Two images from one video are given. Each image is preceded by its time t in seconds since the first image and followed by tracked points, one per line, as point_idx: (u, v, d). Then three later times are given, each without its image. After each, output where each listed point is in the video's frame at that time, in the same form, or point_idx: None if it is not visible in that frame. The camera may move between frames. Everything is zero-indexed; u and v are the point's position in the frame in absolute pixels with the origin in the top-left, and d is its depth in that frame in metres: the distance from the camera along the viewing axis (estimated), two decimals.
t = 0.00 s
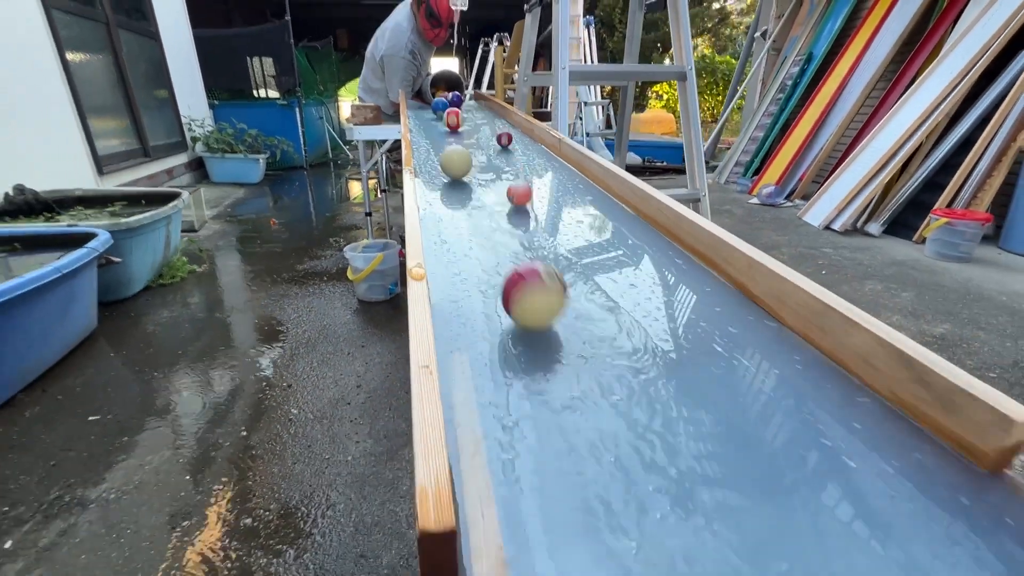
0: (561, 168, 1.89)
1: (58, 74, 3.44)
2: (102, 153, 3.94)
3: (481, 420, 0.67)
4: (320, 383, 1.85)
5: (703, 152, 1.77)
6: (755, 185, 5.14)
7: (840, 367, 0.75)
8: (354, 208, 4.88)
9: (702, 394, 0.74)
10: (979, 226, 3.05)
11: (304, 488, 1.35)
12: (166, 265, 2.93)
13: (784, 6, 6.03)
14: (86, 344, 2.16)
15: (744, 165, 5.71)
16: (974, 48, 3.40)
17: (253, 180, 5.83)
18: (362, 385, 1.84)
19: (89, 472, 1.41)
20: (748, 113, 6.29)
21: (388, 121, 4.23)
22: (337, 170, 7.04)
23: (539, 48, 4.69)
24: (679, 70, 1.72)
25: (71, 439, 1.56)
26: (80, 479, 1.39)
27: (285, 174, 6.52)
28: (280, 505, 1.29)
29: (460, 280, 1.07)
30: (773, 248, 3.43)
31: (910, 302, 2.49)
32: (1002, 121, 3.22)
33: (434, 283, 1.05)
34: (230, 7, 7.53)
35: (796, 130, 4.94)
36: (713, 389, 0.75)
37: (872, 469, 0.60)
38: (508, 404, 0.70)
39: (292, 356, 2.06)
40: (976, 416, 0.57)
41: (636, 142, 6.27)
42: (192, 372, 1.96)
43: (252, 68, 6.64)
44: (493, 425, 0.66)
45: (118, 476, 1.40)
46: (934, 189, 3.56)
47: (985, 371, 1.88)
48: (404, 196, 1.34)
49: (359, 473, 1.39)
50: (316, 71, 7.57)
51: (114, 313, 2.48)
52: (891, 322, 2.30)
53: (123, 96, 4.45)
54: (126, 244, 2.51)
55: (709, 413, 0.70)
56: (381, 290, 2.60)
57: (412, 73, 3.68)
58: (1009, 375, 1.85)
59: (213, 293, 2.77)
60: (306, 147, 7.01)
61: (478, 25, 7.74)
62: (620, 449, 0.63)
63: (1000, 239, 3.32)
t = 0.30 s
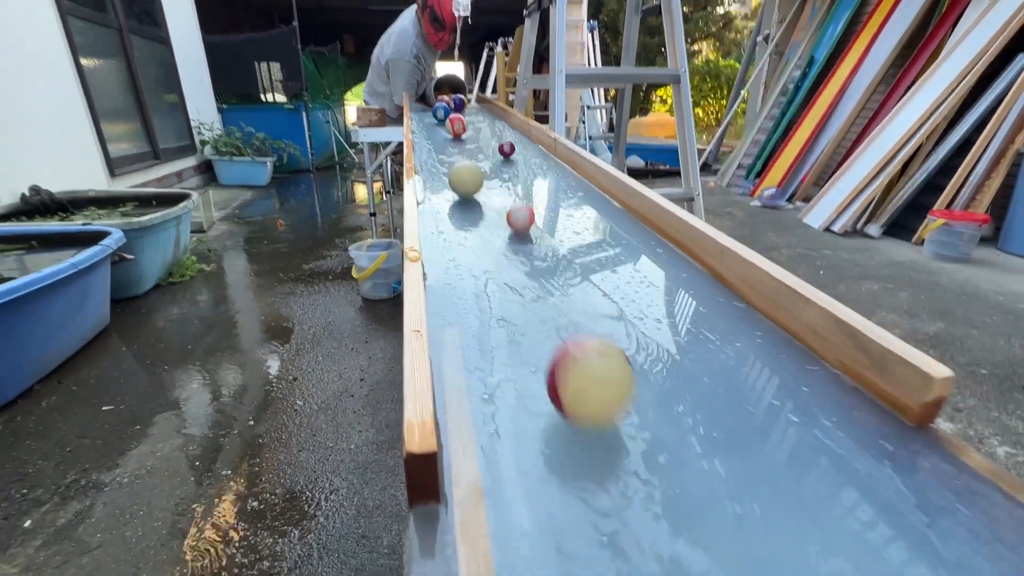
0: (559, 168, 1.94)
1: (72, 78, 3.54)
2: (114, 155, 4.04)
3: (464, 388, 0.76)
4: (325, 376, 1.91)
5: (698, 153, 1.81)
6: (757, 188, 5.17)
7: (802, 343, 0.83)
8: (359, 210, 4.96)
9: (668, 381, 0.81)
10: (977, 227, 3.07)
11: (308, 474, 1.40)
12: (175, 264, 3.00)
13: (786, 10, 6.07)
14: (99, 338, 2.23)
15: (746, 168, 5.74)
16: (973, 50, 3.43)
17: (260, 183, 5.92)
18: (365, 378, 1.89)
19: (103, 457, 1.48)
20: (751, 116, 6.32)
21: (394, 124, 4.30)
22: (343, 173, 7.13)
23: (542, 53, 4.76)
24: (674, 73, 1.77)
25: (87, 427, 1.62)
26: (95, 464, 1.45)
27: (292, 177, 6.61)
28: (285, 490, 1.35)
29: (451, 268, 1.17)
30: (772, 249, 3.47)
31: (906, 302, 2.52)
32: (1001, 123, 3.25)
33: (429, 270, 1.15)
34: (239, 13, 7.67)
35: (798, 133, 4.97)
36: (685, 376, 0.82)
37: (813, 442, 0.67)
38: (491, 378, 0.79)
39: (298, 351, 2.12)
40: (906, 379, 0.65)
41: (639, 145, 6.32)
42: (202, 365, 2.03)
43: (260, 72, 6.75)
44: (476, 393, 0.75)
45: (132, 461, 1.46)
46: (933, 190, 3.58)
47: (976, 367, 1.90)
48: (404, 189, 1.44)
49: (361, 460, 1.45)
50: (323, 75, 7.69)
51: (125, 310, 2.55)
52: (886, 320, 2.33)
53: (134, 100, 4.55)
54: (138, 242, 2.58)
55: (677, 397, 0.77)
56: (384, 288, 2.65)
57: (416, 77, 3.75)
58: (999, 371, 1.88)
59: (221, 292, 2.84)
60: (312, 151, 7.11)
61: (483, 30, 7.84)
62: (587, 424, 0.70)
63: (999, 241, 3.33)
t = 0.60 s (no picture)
0: (555, 167, 1.99)
1: (84, 81, 3.63)
2: (123, 157, 4.13)
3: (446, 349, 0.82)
4: (326, 367, 1.96)
5: (689, 151, 1.86)
6: (757, 190, 5.20)
7: (768, 316, 0.90)
8: (363, 212, 5.03)
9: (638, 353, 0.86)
10: (972, 227, 3.09)
11: (309, 458, 1.45)
12: (182, 262, 3.07)
13: (786, 14, 6.12)
14: (108, 332, 2.29)
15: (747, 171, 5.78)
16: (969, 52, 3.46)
17: (266, 185, 6.01)
18: (365, 369, 1.94)
19: (112, 442, 1.53)
20: (752, 119, 6.37)
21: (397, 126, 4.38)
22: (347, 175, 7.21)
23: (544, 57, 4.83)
24: (666, 74, 1.82)
25: (96, 415, 1.68)
26: (104, 448, 1.50)
27: (297, 180, 6.70)
28: (286, 473, 1.39)
29: (442, 250, 1.24)
30: (770, 249, 3.50)
31: (900, 299, 2.54)
32: (997, 123, 3.28)
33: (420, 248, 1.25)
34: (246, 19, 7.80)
35: (797, 136, 5.01)
36: (659, 352, 0.86)
37: (766, 405, 0.72)
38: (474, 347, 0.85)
39: (300, 345, 2.17)
40: (850, 338, 0.73)
41: (640, 148, 6.37)
42: (207, 358, 2.09)
43: (267, 77, 6.86)
44: (455, 357, 0.81)
45: (139, 446, 1.51)
46: (930, 191, 3.61)
47: (965, 362, 1.94)
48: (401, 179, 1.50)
49: (360, 446, 1.49)
50: (328, 80, 7.80)
51: (133, 305, 2.62)
52: (879, 317, 2.37)
53: (144, 103, 4.65)
54: (147, 239, 2.65)
55: (646, 367, 0.82)
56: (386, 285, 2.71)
57: (418, 80, 3.82)
58: (990, 365, 1.91)
59: (226, 289, 2.90)
60: (317, 154, 7.20)
61: (487, 35, 7.94)
62: (558, 391, 0.76)
63: (996, 241, 3.36)
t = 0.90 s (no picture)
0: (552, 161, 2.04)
1: (92, 79, 3.71)
2: (130, 155, 4.20)
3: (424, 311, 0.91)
4: (324, 356, 2.01)
5: (680, 144, 1.91)
6: (756, 188, 5.23)
7: (731, 283, 0.99)
8: (365, 209, 5.09)
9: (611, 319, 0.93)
10: (967, 222, 3.12)
11: (310, 438, 1.50)
12: (187, 256, 3.13)
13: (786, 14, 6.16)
14: (115, 322, 2.35)
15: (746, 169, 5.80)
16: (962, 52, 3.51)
17: (269, 184, 6.08)
18: (364, 356, 2.00)
19: (120, 423, 1.59)
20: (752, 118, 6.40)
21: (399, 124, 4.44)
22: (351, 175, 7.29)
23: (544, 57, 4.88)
24: (657, 69, 1.88)
25: (104, 398, 1.73)
26: (112, 428, 1.56)
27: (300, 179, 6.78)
28: (287, 452, 1.45)
29: (431, 230, 1.34)
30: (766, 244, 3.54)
31: (892, 293, 2.58)
32: (991, 122, 3.31)
33: (410, 225, 1.36)
34: (251, 21, 7.89)
35: (795, 135, 5.05)
36: (629, 316, 0.93)
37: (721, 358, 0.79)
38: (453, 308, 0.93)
39: (302, 334, 2.22)
40: (791, 290, 0.83)
41: (641, 147, 6.42)
42: (211, 346, 2.15)
43: (271, 77, 6.94)
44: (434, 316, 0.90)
45: (147, 427, 1.57)
46: (925, 188, 3.64)
47: (952, 351, 1.98)
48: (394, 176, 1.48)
49: (358, 428, 1.55)
50: (332, 80, 7.87)
51: (139, 297, 2.68)
52: (871, 309, 2.40)
53: (150, 102, 4.72)
54: (153, 232, 2.71)
55: (618, 333, 0.88)
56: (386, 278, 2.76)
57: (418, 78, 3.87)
58: (977, 354, 1.95)
59: (229, 283, 2.96)
60: (321, 153, 7.27)
61: (490, 36, 8.01)
62: (534, 351, 0.81)
63: (991, 237, 3.38)
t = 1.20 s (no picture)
0: (549, 157, 2.11)
1: (107, 83, 3.82)
2: (143, 157, 4.32)
3: (427, 283, 1.07)
4: (326, 347, 2.07)
5: (675, 139, 1.97)
6: (759, 189, 5.25)
7: (697, 254, 1.15)
8: (372, 211, 5.18)
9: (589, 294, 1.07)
10: (966, 221, 3.14)
11: (315, 421, 1.57)
12: (199, 254, 3.22)
13: (790, 17, 6.19)
14: (129, 315, 2.44)
15: (750, 171, 5.81)
16: (960, 55, 3.54)
17: (278, 186, 6.19)
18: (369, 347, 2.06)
19: (135, 407, 1.66)
20: (756, 120, 6.43)
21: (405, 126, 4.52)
22: (358, 177, 7.39)
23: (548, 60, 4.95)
24: (651, 68, 1.96)
25: (119, 386, 1.81)
26: (127, 413, 1.63)
27: (309, 181, 6.89)
28: (294, 434, 1.51)
29: (432, 215, 1.48)
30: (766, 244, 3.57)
31: (889, 290, 2.61)
32: (989, 123, 3.34)
33: (412, 215, 1.47)
34: (261, 27, 8.05)
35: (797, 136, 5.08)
36: (608, 300, 1.05)
37: (681, 329, 0.93)
38: (451, 284, 1.09)
39: (308, 327, 2.29)
40: (746, 256, 0.96)
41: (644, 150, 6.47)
42: (221, 338, 2.22)
43: (280, 82, 7.08)
44: (435, 288, 1.06)
45: (160, 412, 1.64)
46: (926, 188, 3.66)
47: (945, 345, 2.01)
48: (393, 173, 1.57)
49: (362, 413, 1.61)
50: (341, 85, 8.00)
51: (152, 293, 2.77)
52: (868, 306, 2.43)
53: (163, 106, 4.85)
54: (166, 229, 2.80)
55: (595, 319, 0.98)
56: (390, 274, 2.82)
57: (425, 79, 4.03)
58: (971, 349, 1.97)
59: (238, 280, 3.04)
60: (328, 156, 7.38)
61: (496, 41, 8.10)
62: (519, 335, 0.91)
63: (992, 236, 3.39)
